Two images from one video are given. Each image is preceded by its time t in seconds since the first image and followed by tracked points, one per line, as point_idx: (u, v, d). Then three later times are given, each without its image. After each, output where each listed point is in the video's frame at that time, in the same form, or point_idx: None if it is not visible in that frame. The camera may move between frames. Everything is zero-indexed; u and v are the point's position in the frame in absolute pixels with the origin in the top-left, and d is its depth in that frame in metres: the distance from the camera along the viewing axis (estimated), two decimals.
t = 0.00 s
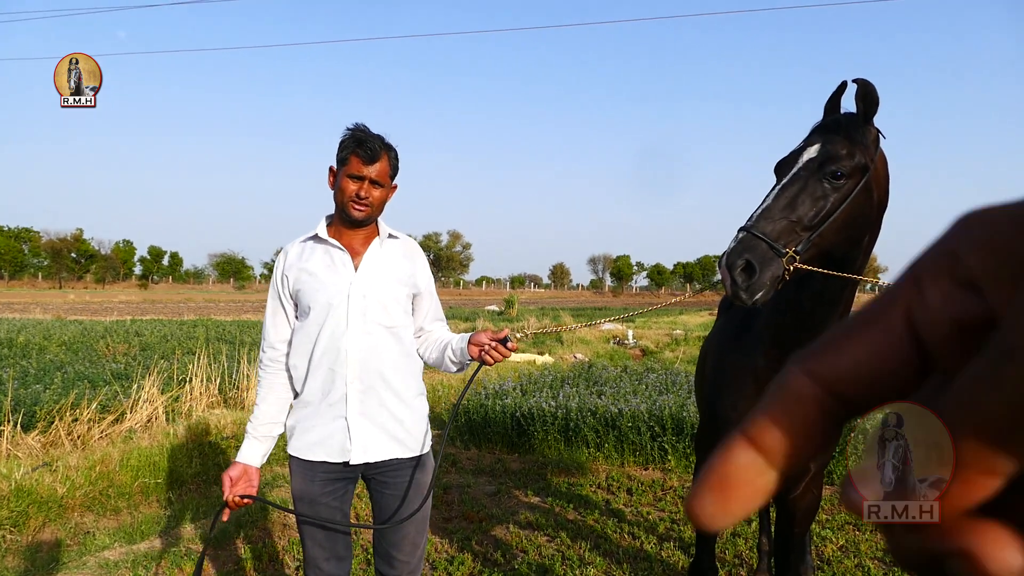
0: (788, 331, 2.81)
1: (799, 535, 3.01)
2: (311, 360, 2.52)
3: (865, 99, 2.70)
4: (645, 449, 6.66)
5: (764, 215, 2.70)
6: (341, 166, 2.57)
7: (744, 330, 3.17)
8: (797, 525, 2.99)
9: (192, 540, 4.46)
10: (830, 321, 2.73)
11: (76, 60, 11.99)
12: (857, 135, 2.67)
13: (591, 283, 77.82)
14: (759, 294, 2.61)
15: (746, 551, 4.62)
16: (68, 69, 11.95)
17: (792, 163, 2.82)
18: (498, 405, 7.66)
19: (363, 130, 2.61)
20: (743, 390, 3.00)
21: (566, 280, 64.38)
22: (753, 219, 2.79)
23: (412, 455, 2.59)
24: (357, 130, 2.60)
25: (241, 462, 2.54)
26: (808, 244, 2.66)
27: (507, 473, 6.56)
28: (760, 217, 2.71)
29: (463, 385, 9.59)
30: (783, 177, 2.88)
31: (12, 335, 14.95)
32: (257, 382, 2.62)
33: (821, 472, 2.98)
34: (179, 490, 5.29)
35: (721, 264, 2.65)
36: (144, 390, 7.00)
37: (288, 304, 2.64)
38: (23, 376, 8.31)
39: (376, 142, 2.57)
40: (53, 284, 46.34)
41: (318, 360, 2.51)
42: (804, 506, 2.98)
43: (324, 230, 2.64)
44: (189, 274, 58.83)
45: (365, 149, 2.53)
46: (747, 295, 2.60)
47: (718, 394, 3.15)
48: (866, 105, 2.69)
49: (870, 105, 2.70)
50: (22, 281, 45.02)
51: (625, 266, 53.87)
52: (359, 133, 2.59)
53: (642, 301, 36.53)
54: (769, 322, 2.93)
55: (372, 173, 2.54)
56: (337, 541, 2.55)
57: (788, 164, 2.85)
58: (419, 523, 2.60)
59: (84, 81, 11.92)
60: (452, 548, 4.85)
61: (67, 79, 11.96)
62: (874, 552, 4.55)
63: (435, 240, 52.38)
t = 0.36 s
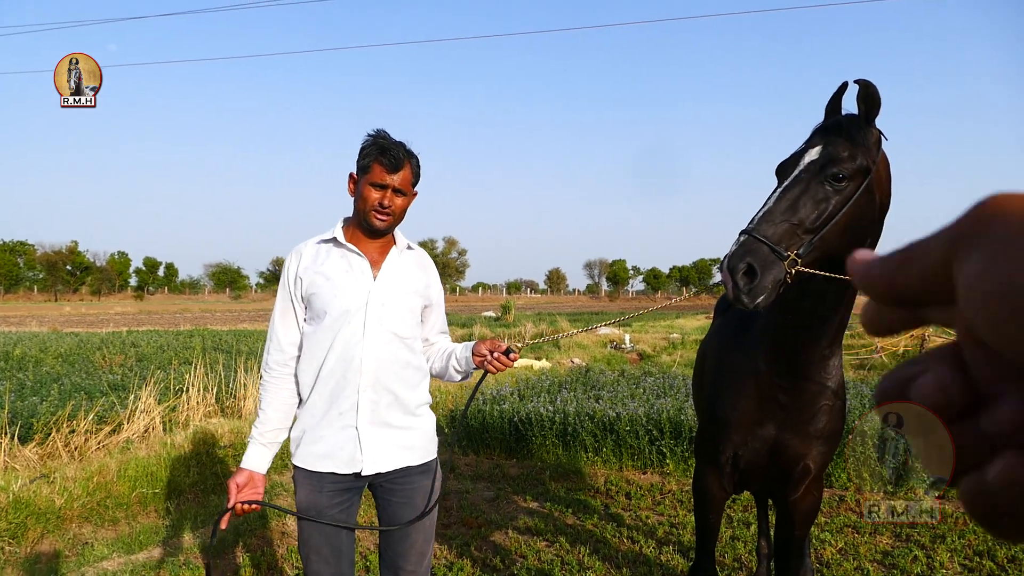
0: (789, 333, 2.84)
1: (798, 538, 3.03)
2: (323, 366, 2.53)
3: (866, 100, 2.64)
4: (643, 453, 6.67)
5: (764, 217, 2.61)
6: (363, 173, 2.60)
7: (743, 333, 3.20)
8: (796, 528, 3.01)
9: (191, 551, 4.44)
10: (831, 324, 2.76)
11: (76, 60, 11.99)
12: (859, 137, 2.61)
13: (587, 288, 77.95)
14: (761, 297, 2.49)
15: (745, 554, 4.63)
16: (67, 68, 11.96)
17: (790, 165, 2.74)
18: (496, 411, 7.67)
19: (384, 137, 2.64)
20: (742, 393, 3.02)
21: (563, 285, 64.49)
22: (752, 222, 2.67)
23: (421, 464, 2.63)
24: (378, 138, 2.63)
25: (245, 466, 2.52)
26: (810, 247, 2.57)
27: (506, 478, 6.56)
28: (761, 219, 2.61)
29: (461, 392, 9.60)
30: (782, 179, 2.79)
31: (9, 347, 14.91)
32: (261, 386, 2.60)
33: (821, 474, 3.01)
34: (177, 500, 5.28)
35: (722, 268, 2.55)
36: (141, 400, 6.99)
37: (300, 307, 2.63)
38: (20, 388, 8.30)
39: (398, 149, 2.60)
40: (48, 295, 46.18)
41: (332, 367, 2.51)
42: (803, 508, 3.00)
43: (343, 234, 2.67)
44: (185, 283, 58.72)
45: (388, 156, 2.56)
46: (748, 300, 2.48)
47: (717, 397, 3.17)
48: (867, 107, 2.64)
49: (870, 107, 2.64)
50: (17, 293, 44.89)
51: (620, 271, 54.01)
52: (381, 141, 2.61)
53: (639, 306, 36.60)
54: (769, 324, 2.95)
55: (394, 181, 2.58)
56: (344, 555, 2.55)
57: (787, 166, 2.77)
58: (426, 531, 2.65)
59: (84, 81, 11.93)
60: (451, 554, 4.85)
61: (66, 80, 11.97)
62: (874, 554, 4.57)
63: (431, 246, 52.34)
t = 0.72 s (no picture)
0: (800, 324, 2.81)
1: (810, 530, 3.00)
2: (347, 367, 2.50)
3: (880, 87, 2.56)
4: (651, 447, 6.65)
5: (778, 206, 2.52)
6: (384, 167, 2.50)
7: (753, 325, 3.17)
8: (807, 521, 2.98)
9: (200, 549, 4.44)
10: (844, 313, 2.72)
11: (76, 61, 12.04)
12: (874, 124, 2.54)
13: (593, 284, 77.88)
14: (776, 288, 2.40)
15: (755, 547, 4.60)
16: (68, 69, 12.00)
17: (804, 154, 2.66)
18: (504, 407, 7.66)
19: (406, 129, 2.53)
20: (753, 384, 2.99)
21: (569, 280, 64.46)
22: (765, 210, 2.59)
23: (441, 460, 2.65)
24: (400, 129, 2.52)
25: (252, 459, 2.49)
26: (824, 237, 2.50)
27: (514, 474, 6.55)
28: (775, 208, 2.52)
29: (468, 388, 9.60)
30: (795, 166, 2.72)
31: (18, 349, 15.01)
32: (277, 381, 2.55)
33: (833, 466, 2.97)
34: (185, 500, 5.29)
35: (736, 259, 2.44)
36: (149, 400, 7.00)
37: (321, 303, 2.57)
38: (28, 389, 8.33)
39: (422, 143, 2.50)
40: (56, 297, 46.45)
41: (356, 369, 2.49)
42: (814, 501, 2.96)
43: (365, 230, 2.61)
44: (192, 284, 58.97)
45: (412, 151, 2.47)
46: (764, 290, 2.40)
47: (726, 388, 3.14)
48: (882, 94, 2.56)
49: (886, 94, 2.56)
50: (26, 296, 45.19)
51: (626, 265, 53.91)
52: (404, 133, 2.51)
53: (645, 300, 36.51)
54: (780, 315, 2.92)
55: (418, 176, 2.50)
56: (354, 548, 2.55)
57: (801, 154, 2.69)
58: (444, 527, 2.64)
59: (84, 81, 11.95)
60: (460, 550, 4.84)
61: (67, 80, 12.00)
62: (884, 546, 4.54)
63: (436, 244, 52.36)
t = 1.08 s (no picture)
0: (811, 333, 2.76)
1: (812, 540, 2.97)
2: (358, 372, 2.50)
3: (900, 97, 2.51)
4: (654, 452, 6.61)
5: (795, 215, 2.49)
6: (405, 173, 2.49)
7: (761, 331, 3.12)
8: (809, 530, 2.95)
9: (199, 543, 4.43)
10: (855, 324, 2.68)
11: (76, 61, 12.10)
12: (894, 135, 2.50)
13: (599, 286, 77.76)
14: (790, 297, 2.37)
15: (756, 554, 4.57)
16: (68, 69, 12.07)
17: (824, 163, 2.62)
18: (507, 407, 7.64)
19: (429, 138, 2.52)
20: (759, 392, 2.95)
21: (576, 282, 64.40)
22: (783, 218, 2.56)
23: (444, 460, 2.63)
24: (423, 138, 2.51)
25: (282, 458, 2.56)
26: (840, 247, 2.46)
27: (515, 475, 6.53)
28: (792, 217, 2.48)
29: (472, 388, 9.58)
30: (813, 176, 2.68)
31: (24, 340, 15.09)
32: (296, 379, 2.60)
33: (837, 476, 2.94)
34: (186, 493, 5.29)
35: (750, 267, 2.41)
36: (152, 393, 7.00)
37: (337, 306, 2.57)
38: (33, 379, 8.36)
39: (443, 151, 2.48)
40: (65, 288, 46.72)
41: (365, 374, 2.49)
42: (817, 511, 2.93)
43: (383, 236, 2.60)
44: (199, 277, 59.22)
45: (432, 159, 2.45)
46: (777, 298, 2.37)
47: (732, 394, 3.10)
48: (902, 104, 2.51)
49: (906, 105, 2.51)
50: (34, 286, 45.47)
51: (633, 268, 53.79)
52: (425, 141, 2.49)
53: (651, 303, 36.41)
54: (791, 323, 2.87)
55: (438, 184, 2.47)
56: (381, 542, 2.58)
57: (820, 163, 2.66)
58: (446, 524, 2.61)
59: (83, 81, 11.97)
60: (459, 550, 4.82)
61: (67, 80, 12.08)
62: (886, 556, 4.49)
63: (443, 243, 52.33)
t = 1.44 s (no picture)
0: (804, 330, 2.78)
1: (807, 537, 2.98)
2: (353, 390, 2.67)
3: (892, 95, 2.54)
4: (651, 451, 6.63)
5: (786, 212, 2.51)
6: (384, 202, 2.63)
7: (755, 328, 3.14)
8: (805, 527, 2.96)
9: (197, 547, 4.44)
10: (848, 321, 2.70)
11: (77, 61, 12.10)
12: (886, 133, 2.52)
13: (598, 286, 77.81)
14: (782, 293, 2.38)
15: (753, 552, 4.58)
16: (68, 69, 12.07)
17: (814, 162, 2.65)
18: (505, 408, 7.66)
19: (406, 167, 2.66)
20: (754, 390, 2.97)
21: (574, 283, 64.44)
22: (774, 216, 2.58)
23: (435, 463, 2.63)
24: (401, 167, 2.65)
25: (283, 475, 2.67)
26: (832, 244, 2.48)
27: (513, 475, 6.54)
28: (783, 214, 2.50)
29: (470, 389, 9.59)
30: (805, 173, 2.70)
31: (22, 346, 15.08)
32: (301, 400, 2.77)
33: (831, 473, 2.96)
34: (185, 497, 5.30)
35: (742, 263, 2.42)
36: (150, 398, 7.01)
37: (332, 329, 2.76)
38: (31, 386, 8.36)
39: (419, 178, 2.61)
40: (62, 294, 46.66)
41: (360, 391, 2.65)
42: (813, 508, 2.95)
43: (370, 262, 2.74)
44: (197, 281, 59.15)
45: (407, 186, 2.58)
46: (769, 294, 2.38)
47: (727, 392, 3.12)
48: (894, 103, 2.54)
49: (899, 102, 2.53)
50: (32, 293, 45.41)
51: (631, 269, 53.82)
52: (403, 170, 2.63)
53: (649, 303, 36.45)
54: (784, 320, 2.89)
55: (414, 209, 2.60)
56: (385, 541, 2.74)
57: (811, 162, 2.68)
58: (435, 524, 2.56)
59: (84, 81, 11.99)
60: (457, 551, 4.83)
61: (67, 80, 12.08)
62: (882, 553, 4.51)
63: (440, 244, 52.31)
